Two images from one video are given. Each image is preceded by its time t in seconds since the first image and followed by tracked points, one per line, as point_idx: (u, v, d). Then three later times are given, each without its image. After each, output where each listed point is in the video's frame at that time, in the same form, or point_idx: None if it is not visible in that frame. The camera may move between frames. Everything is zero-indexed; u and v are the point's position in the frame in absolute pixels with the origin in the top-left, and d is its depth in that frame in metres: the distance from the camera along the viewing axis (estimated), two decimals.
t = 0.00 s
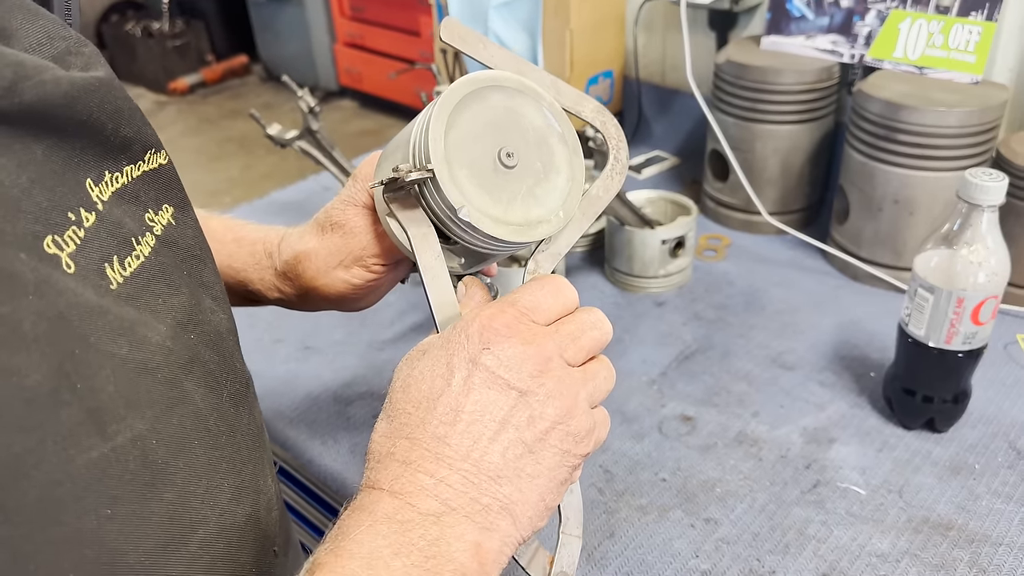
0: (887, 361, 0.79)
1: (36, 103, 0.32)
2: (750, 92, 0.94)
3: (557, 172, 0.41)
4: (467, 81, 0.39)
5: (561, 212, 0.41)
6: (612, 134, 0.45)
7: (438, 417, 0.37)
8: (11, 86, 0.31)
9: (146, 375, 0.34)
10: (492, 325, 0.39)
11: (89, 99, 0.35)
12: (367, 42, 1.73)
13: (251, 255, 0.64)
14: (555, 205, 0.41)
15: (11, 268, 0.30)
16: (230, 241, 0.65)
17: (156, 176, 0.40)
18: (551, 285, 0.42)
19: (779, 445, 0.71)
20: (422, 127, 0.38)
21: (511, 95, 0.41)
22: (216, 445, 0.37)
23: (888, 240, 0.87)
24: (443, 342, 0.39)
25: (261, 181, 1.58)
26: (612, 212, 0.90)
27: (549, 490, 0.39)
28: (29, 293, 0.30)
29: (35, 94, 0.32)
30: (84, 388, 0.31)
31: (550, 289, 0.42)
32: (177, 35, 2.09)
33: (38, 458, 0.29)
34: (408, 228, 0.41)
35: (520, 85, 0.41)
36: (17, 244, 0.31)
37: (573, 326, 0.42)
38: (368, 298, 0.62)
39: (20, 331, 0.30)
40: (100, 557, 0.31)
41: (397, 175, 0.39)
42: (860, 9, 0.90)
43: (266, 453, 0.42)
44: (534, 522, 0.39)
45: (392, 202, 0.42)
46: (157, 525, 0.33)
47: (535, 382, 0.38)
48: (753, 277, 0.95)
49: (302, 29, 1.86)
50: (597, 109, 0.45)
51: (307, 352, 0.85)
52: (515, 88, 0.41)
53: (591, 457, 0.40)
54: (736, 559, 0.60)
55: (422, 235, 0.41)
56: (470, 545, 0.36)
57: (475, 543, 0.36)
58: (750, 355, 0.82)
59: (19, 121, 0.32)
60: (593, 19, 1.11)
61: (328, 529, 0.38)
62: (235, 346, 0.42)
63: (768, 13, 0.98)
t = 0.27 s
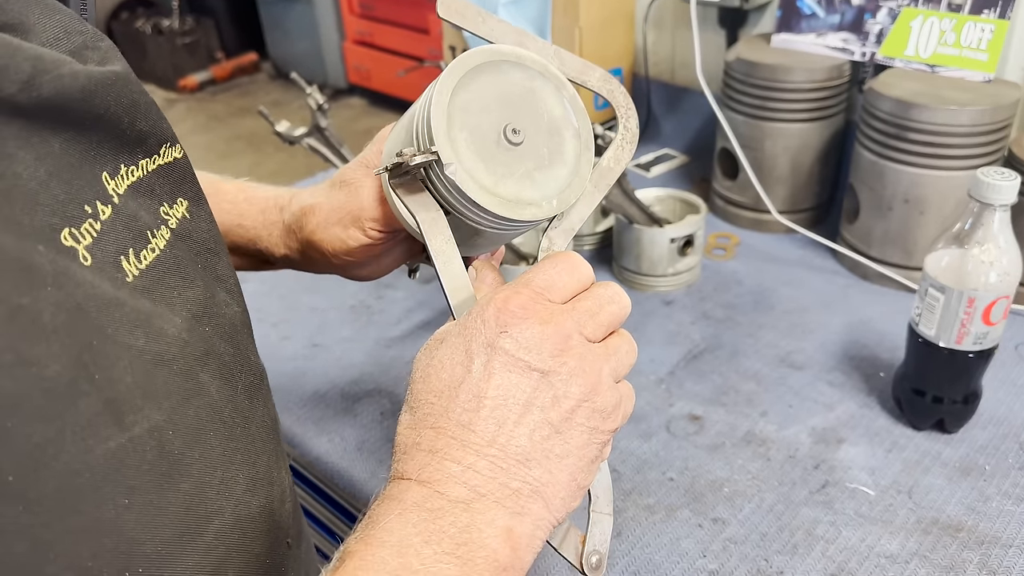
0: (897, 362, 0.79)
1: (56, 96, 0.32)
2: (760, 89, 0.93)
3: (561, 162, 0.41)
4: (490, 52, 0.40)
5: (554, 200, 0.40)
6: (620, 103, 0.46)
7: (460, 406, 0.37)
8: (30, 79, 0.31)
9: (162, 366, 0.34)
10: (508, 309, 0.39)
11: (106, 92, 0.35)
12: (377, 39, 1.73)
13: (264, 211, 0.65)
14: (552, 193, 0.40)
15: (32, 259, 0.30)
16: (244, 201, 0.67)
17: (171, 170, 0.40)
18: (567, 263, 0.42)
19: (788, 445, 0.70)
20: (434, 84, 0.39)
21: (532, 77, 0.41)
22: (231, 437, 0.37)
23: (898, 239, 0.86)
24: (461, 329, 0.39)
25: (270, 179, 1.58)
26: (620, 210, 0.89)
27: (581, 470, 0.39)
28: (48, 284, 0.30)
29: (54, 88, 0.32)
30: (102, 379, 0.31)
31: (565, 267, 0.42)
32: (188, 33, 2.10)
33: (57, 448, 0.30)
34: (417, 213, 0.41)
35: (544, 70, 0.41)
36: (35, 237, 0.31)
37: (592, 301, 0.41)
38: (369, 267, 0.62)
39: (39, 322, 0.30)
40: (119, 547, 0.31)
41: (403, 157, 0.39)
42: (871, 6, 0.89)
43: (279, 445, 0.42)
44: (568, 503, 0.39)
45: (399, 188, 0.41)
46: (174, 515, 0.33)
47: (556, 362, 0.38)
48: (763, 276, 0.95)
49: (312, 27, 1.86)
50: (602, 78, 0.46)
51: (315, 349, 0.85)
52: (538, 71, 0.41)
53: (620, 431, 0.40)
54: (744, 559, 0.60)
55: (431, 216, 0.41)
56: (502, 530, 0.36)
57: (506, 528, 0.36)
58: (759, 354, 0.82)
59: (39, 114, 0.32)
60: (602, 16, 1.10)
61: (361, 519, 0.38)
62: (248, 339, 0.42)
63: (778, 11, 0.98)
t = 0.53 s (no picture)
0: (903, 362, 0.79)
1: (65, 96, 0.32)
2: (766, 89, 0.93)
3: (574, 156, 0.41)
4: (500, 48, 0.40)
5: (568, 195, 0.40)
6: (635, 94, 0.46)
7: (473, 400, 0.38)
8: (42, 79, 0.31)
9: (171, 365, 0.35)
10: (518, 302, 0.39)
11: (117, 92, 0.35)
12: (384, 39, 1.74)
13: (279, 211, 0.66)
14: (566, 187, 0.40)
15: (43, 257, 0.30)
16: (259, 199, 0.67)
17: (182, 169, 0.40)
18: (578, 256, 0.42)
19: (793, 446, 0.70)
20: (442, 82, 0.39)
21: (544, 72, 0.41)
22: (241, 435, 0.37)
23: (905, 239, 0.86)
24: (473, 323, 0.39)
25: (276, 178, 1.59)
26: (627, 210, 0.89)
27: (597, 463, 0.39)
28: (59, 283, 0.31)
29: (65, 87, 0.32)
30: (112, 377, 0.32)
31: (577, 261, 0.42)
32: (195, 32, 2.10)
33: (69, 446, 0.30)
34: (429, 212, 0.41)
35: (556, 64, 0.41)
36: (47, 235, 0.31)
37: (605, 294, 0.41)
38: (388, 261, 0.63)
39: (51, 320, 0.30)
40: (128, 545, 0.31)
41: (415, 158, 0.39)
42: (879, 5, 0.89)
43: (289, 443, 0.42)
44: (585, 496, 0.39)
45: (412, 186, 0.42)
46: (184, 512, 0.34)
47: (568, 355, 0.38)
48: (769, 276, 0.95)
49: (319, 26, 1.87)
50: (617, 69, 0.46)
51: (320, 348, 0.85)
52: (550, 66, 0.41)
53: (637, 423, 0.40)
54: (749, 560, 0.60)
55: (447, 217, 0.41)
56: (517, 523, 0.36)
57: (521, 521, 0.37)
58: (765, 354, 0.82)
59: (50, 113, 0.32)
60: (608, 15, 1.10)
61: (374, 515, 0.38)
62: (258, 337, 0.42)
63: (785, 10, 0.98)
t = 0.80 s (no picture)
0: (907, 363, 0.79)
1: (75, 99, 0.32)
2: (770, 90, 0.93)
3: (581, 164, 0.41)
4: (506, 57, 0.40)
5: (577, 203, 0.40)
6: (639, 99, 0.46)
7: (485, 408, 0.38)
8: (52, 83, 0.31)
9: (179, 367, 0.35)
10: (529, 313, 0.39)
11: (127, 96, 0.35)
12: (388, 39, 1.74)
13: (283, 232, 0.66)
14: (573, 196, 0.40)
15: (53, 260, 0.30)
16: (264, 218, 0.67)
17: (190, 172, 0.40)
18: (586, 264, 0.42)
19: (797, 447, 0.70)
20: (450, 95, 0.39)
21: (551, 81, 0.41)
22: (247, 437, 0.38)
23: (908, 241, 0.86)
24: (483, 334, 0.40)
25: (281, 178, 1.59)
26: (630, 211, 0.89)
27: (609, 471, 0.39)
28: (68, 286, 0.31)
29: (74, 91, 0.32)
30: (120, 380, 0.32)
31: (585, 269, 0.42)
32: (200, 32, 2.11)
33: (76, 448, 0.30)
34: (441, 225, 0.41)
35: (564, 73, 0.41)
36: (56, 238, 0.31)
37: (614, 302, 0.41)
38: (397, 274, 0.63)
39: (60, 323, 0.30)
40: (135, 548, 0.31)
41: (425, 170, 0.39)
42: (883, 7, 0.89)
43: (295, 445, 0.43)
44: (597, 505, 0.39)
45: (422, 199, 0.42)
46: (191, 514, 0.34)
47: (579, 363, 0.39)
48: (773, 277, 0.95)
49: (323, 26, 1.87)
50: (622, 77, 0.46)
51: (325, 348, 0.85)
52: (557, 75, 0.41)
53: (647, 431, 0.40)
54: (752, 561, 0.60)
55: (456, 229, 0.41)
56: (530, 531, 0.36)
57: (533, 530, 0.36)
58: (768, 355, 0.82)
59: (59, 117, 0.32)
60: (613, 16, 1.10)
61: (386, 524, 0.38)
62: (266, 340, 0.42)
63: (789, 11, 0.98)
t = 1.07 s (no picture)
0: (909, 365, 0.79)
1: (86, 98, 0.32)
2: (772, 92, 0.93)
3: (584, 185, 0.41)
4: (547, 65, 0.41)
5: (568, 218, 0.40)
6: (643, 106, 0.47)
7: (513, 417, 0.38)
8: (63, 82, 0.31)
9: (188, 365, 0.35)
10: (552, 320, 0.39)
11: (137, 95, 0.35)
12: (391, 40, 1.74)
13: (283, 202, 0.66)
14: (568, 210, 0.40)
15: (64, 258, 0.31)
16: (265, 193, 0.68)
17: (198, 171, 0.41)
18: (604, 270, 0.43)
19: (799, 449, 0.70)
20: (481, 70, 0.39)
21: (581, 102, 0.42)
22: (255, 435, 0.38)
23: (911, 243, 0.86)
24: (506, 341, 0.40)
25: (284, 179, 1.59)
26: (632, 213, 0.90)
27: (637, 475, 0.39)
28: (79, 284, 0.31)
29: (85, 90, 0.32)
30: (130, 377, 0.32)
31: (604, 274, 0.42)
32: (204, 33, 2.11)
33: (87, 444, 0.30)
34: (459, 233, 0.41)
35: (598, 101, 0.42)
36: (67, 236, 0.31)
37: (635, 306, 0.41)
38: (380, 260, 0.63)
39: (71, 320, 0.30)
40: (145, 545, 0.31)
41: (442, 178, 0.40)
42: (885, 8, 0.89)
43: (302, 444, 0.43)
44: (627, 509, 0.39)
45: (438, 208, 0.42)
46: (199, 511, 0.34)
47: (604, 368, 0.39)
48: (775, 278, 0.95)
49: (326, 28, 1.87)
50: (624, 80, 0.46)
51: (327, 349, 0.85)
52: (590, 98, 0.42)
53: (671, 432, 0.41)
54: (753, 562, 0.60)
55: (474, 237, 0.41)
56: (563, 538, 0.37)
57: (567, 537, 0.37)
58: (770, 357, 0.82)
59: (71, 116, 0.32)
60: (615, 18, 1.10)
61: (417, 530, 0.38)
62: (272, 338, 0.43)
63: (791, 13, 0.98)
